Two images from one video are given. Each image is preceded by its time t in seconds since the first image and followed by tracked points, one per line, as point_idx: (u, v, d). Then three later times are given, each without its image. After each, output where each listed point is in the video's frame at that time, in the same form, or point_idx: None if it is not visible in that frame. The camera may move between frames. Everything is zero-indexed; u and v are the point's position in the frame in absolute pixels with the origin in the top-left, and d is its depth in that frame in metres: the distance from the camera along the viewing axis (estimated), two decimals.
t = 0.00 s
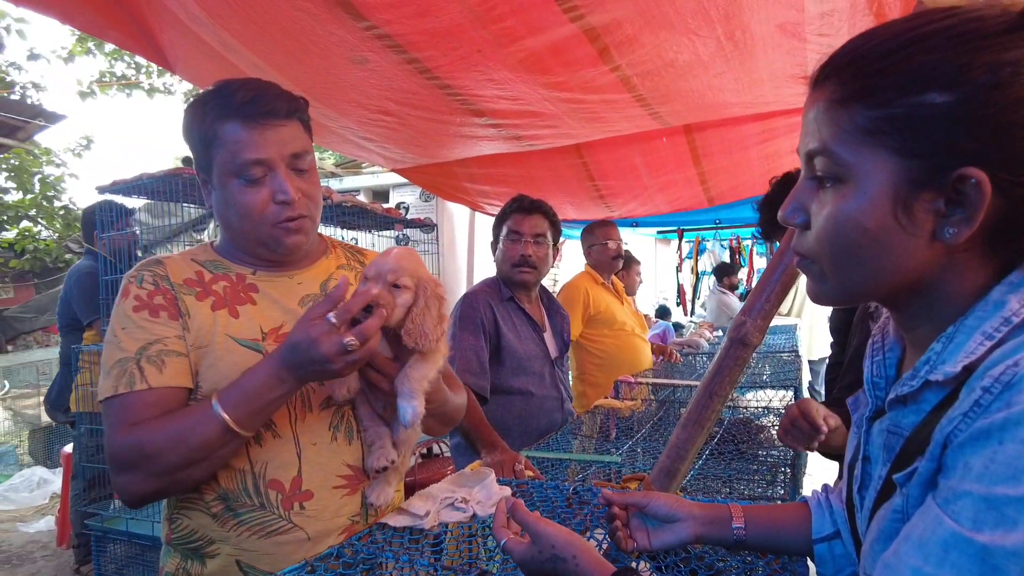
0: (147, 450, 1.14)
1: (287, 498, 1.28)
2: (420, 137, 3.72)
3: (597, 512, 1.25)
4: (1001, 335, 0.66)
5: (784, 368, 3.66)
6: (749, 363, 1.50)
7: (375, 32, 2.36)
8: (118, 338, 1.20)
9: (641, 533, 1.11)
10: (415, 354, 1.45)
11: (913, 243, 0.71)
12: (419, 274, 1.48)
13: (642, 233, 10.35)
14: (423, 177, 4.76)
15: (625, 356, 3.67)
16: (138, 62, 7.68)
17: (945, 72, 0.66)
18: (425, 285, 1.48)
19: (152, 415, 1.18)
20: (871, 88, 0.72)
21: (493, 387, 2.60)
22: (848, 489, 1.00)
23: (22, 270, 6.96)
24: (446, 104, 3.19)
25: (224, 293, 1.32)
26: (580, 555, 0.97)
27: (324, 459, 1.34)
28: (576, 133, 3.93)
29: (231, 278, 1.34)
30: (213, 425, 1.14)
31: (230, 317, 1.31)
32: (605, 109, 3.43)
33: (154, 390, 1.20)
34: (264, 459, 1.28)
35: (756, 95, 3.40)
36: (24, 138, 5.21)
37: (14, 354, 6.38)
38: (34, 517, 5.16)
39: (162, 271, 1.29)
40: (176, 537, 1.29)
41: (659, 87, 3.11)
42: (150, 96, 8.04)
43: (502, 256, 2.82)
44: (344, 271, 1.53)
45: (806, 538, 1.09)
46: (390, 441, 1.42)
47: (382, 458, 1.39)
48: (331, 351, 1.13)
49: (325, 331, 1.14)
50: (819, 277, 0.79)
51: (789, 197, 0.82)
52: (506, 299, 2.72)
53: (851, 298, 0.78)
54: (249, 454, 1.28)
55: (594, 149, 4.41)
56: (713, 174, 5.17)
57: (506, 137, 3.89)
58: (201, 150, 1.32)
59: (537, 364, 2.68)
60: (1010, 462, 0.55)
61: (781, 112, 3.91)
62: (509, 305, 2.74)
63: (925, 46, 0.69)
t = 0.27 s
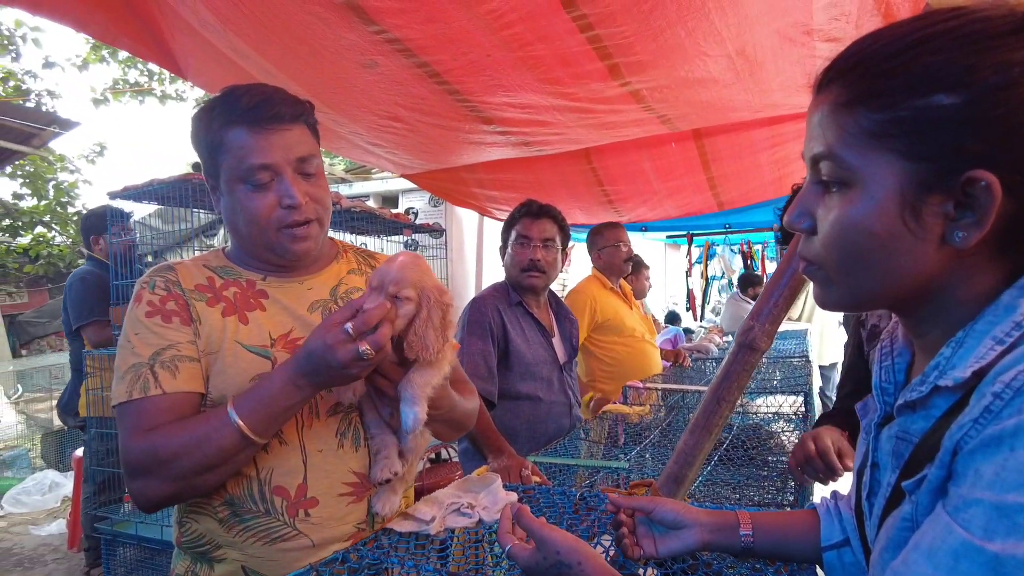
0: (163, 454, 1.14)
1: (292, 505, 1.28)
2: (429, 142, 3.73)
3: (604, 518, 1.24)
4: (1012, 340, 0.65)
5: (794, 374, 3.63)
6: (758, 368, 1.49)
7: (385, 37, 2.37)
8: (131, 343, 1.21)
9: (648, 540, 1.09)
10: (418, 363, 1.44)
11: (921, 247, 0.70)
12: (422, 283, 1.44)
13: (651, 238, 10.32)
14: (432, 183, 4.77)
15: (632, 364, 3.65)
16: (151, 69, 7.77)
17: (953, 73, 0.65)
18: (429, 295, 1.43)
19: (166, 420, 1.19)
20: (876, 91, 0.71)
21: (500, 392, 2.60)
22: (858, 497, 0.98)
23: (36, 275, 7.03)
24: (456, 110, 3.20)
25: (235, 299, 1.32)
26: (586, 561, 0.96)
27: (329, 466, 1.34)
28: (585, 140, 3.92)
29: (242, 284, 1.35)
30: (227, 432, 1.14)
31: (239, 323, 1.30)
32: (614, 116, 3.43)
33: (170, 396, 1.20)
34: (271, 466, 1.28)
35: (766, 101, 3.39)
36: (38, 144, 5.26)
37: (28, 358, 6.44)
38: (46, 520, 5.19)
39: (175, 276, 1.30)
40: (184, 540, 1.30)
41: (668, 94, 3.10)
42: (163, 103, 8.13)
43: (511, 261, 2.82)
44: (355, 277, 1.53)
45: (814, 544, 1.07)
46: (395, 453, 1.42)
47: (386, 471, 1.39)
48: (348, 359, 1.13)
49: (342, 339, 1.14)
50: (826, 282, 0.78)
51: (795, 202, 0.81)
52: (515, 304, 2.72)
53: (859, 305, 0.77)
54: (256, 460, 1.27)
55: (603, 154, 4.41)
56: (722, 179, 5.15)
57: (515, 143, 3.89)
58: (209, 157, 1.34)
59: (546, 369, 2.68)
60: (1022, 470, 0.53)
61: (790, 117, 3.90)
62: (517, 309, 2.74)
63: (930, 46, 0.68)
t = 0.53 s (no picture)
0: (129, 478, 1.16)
1: (298, 510, 1.28)
2: (436, 146, 3.74)
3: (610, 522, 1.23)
4: (1018, 345, 0.65)
5: (802, 377, 3.61)
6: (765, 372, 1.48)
7: (392, 42, 2.38)
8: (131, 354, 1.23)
9: (653, 546, 1.09)
10: (419, 359, 1.46)
11: (926, 253, 0.70)
12: (412, 281, 1.48)
13: (658, 241, 10.30)
14: (439, 187, 4.78)
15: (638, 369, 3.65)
16: (161, 74, 7.82)
17: (958, 79, 0.65)
18: (420, 292, 1.49)
19: (147, 442, 1.20)
20: (879, 97, 0.71)
21: (507, 395, 2.60)
22: (865, 502, 0.97)
23: (46, 278, 7.08)
24: (462, 114, 3.21)
25: (241, 306, 1.33)
26: (590, 565, 0.95)
27: (336, 471, 1.33)
28: (592, 143, 3.92)
29: (250, 290, 1.36)
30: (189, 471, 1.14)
31: (243, 330, 1.31)
32: (621, 119, 3.43)
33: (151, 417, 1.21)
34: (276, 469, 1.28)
35: (773, 104, 3.38)
36: (49, 148, 5.31)
37: (38, 360, 6.49)
38: (55, 521, 5.23)
39: (179, 290, 1.30)
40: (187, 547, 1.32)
41: (674, 98, 3.10)
42: (172, 108, 8.18)
43: (518, 264, 2.82)
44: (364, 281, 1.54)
45: (821, 548, 1.07)
46: (406, 454, 1.44)
47: (402, 472, 1.41)
48: (323, 427, 1.12)
49: (324, 409, 1.12)
50: (830, 289, 0.78)
51: (799, 208, 0.81)
52: (521, 306, 2.72)
53: (864, 311, 0.77)
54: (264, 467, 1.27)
55: (610, 157, 4.41)
56: (730, 182, 5.14)
57: (521, 147, 3.90)
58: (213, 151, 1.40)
59: (552, 372, 2.67)
60: None
61: (798, 120, 3.88)
62: (524, 312, 2.73)
63: (934, 51, 0.68)
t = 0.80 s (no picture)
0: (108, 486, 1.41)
1: (291, 511, 1.30)
2: (443, 149, 3.75)
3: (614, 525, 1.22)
4: None
5: (810, 380, 3.59)
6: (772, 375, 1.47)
7: (397, 45, 2.38)
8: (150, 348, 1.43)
9: (657, 551, 1.08)
10: (402, 351, 1.45)
11: (936, 253, 0.69)
12: (399, 269, 1.50)
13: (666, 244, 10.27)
14: (446, 190, 4.79)
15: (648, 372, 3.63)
16: (170, 78, 7.88)
17: (968, 76, 0.65)
18: (407, 281, 1.49)
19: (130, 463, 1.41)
20: (887, 95, 0.70)
21: (512, 397, 2.59)
22: (873, 505, 0.96)
23: (56, 281, 7.14)
24: (469, 116, 3.21)
25: (242, 305, 1.42)
26: (594, 566, 0.94)
27: (328, 473, 1.34)
28: (598, 146, 3.92)
29: (256, 290, 1.44)
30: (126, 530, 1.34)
31: (242, 330, 1.38)
32: (627, 121, 3.42)
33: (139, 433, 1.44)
34: (269, 471, 1.31)
35: (780, 106, 3.36)
36: (60, 152, 5.35)
37: (49, 363, 6.54)
38: (64, 522, 5.26)
39: (182, 295, 1.45)
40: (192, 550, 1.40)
41: (680, 100, 3.10)
42: (181, 112, 8.23)
43: (524, 266, 2.81)
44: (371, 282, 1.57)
45: (828, 552, 1.05)
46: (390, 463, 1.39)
47: (375, 478, 1.35)
48: None
49: None
50: (836, 290, 0.76)
51: (805, 208, 0.80)
52: (527, 308, 2.71)
53: (872, 313, 0.75)
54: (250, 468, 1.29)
55: (617, 160, 4.40)
56: (737, 184, 5.12)
57: (528, 150, 3.90)
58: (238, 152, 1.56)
59: (558, 375, 2.66)
60: None
61: (805, 122, 3.86)
62: (530, 314, 2.73)
63: (943, 48, 0.67)
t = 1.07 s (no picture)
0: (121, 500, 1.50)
1: (280, 516, 1.31)
2: (450, 153, 3.76)
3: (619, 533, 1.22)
4: None
5: (818, 385, 3.57)
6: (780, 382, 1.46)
7: (403, 50, 2.39)
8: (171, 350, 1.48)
9: (663, 562, 1.07)
10: (396, 355, 1.43)
11: (947, 265, 0.68)
12: (389, 272, 1.49)
13: (673, 246, 10.25)
14: (452, 194, 4.80)
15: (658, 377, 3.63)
16: (179, 82, 7.94)
17: (980, 86, 0.64)
18: (397, 283, 1.48)
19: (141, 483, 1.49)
20: (897, 105, 0.70)
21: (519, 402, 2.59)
22: (877, 515, 0.95)
23: (66, 284, 7.19)
24: (475, 120, 3.22)
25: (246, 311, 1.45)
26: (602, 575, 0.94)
27: (319, 479, 1.34)
28: (605, 149, 3.92)
29: (261, 296, 1.47)
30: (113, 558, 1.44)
31: (245, 335, 1.41)
32: (634, 124, 3.42)
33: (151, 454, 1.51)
34: (262, 475, 1.33)
35: (787, 109, 3.35)
36: (70, 157, 5.39)
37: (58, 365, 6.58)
38: (73, 525, 5.29)
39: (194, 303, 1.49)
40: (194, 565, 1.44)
41: (687, 102, 3.09)
42: (189, 115, 8.29)
43: (532, 270, 2.81)
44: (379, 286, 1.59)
45: (834, 561, 1.05)
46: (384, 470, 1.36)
47: (368, 486, 1.33)
48: None
49: None
50: (845, 301, 0.76)
51: (812, 220, 0.79)
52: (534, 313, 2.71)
53: (882, 324, 0.75)
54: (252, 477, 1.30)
55: (623, 163, 4.40)
56: (744, 187, 5.10)
57: (534, 153, 3.90)
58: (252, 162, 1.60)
59: (564, 379, 2.66)
60: None
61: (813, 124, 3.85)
62: (537, 319, 2.73)
63: (953, 59, 0.67)
